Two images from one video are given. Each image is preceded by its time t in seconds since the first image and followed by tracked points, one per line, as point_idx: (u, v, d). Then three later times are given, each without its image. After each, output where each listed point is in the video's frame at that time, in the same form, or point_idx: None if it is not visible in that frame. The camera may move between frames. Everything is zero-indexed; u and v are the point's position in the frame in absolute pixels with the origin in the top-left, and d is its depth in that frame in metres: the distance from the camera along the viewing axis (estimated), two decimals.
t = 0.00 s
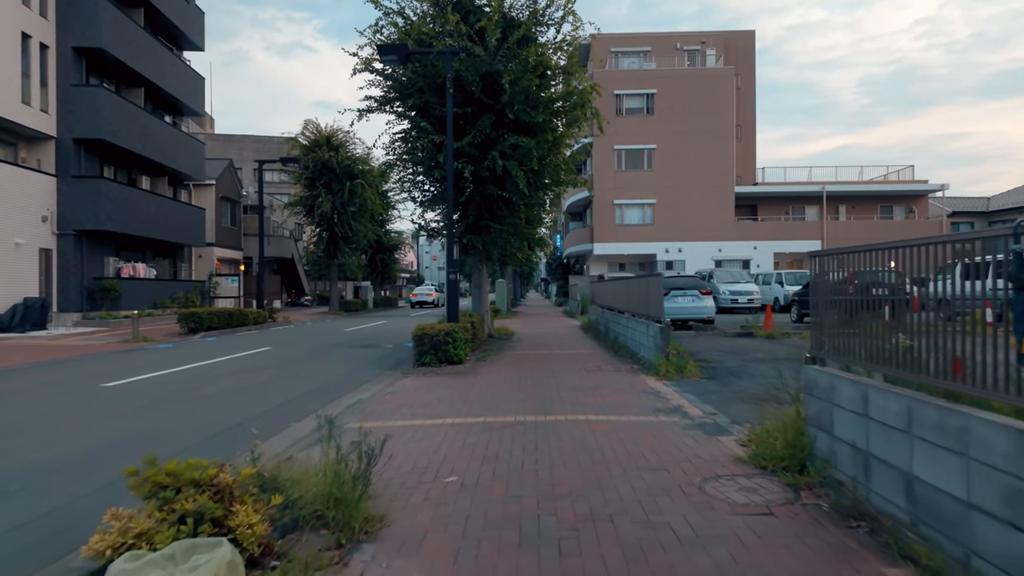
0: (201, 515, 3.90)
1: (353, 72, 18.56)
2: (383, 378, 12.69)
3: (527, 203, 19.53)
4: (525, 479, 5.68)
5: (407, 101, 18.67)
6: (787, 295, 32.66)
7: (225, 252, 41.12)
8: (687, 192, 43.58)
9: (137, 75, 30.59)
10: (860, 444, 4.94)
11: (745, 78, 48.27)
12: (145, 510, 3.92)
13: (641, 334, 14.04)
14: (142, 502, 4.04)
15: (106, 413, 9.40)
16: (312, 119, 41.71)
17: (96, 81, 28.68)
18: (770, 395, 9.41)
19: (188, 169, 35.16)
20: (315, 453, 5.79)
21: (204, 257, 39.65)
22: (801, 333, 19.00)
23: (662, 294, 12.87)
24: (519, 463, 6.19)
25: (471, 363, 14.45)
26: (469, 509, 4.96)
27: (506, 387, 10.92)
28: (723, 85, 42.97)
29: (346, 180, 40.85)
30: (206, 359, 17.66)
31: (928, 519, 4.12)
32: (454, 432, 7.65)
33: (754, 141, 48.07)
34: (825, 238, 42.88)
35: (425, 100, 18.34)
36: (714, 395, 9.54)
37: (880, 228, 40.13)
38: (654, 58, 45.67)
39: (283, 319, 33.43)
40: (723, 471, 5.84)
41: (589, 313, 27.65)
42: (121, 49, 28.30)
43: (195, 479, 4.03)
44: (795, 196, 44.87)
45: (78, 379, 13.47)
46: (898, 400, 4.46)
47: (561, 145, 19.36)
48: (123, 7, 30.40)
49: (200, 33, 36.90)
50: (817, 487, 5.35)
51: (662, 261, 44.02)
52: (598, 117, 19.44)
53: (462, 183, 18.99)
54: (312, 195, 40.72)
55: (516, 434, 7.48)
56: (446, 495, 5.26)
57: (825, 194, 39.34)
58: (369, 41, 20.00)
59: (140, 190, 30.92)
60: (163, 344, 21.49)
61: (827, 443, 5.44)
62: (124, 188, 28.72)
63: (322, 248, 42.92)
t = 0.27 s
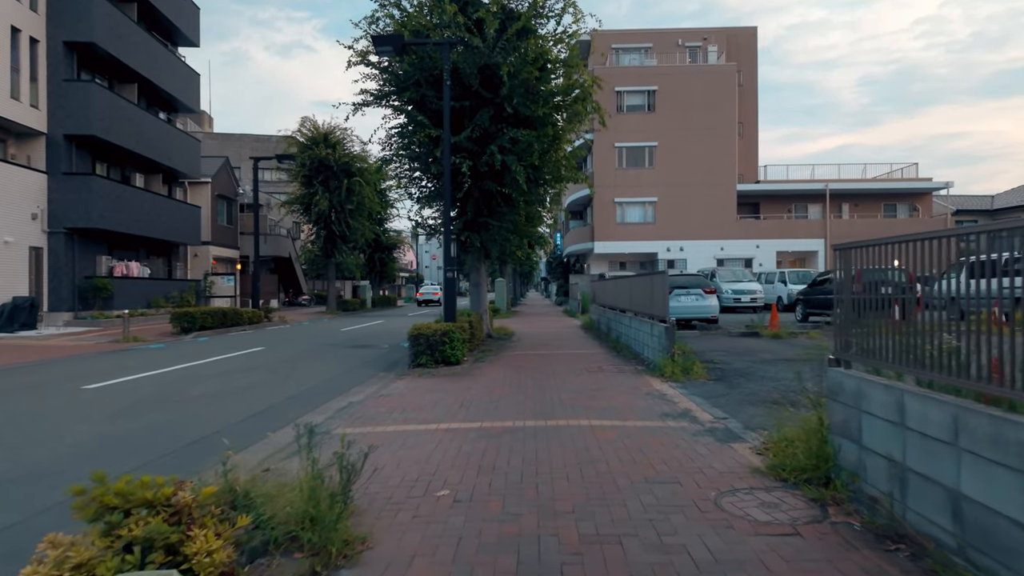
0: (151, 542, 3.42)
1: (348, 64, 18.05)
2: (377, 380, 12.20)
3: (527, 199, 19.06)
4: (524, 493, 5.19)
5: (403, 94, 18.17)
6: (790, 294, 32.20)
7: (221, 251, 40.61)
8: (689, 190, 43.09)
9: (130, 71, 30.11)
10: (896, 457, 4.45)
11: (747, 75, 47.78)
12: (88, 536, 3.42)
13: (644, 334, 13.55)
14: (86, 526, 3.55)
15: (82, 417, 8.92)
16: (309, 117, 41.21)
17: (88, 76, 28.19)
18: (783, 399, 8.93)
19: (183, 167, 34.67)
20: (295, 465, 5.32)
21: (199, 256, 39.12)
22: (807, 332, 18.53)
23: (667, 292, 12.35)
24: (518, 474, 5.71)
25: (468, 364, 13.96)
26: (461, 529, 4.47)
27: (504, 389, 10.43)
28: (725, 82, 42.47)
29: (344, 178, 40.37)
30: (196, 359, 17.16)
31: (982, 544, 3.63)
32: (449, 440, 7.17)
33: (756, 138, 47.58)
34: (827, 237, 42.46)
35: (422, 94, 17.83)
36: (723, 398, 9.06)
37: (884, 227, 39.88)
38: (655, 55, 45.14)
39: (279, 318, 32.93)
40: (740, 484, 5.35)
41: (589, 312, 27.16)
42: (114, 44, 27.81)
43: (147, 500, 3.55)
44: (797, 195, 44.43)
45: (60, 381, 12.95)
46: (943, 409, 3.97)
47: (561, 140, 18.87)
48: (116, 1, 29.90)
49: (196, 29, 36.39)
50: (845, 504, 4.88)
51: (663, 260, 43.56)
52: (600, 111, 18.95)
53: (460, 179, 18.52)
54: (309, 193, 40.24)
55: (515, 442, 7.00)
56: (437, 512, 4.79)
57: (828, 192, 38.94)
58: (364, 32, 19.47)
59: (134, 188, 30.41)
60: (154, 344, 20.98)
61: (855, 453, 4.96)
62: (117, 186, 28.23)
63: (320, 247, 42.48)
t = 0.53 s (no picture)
0: None
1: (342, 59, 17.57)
2: (370, 386, 11.73)
3: (525, 198, 18.60)
4: (519, 520, 4.74)
5: (398, 90, 17.71)
6: (793, 294, 31.73)
7: (217, 252, 40.12)
8: (690, 189, 42.63)
9: (122, 69, 29.64)
10: (933, 484, 3.99)
11: (749, 72, 47.27)
12: None
13: (648, 338, 13.04)
14: None
15: (54, 429, 8.44)
16: (306, 115, 40.70)
17: (79, 74, 27.72)
18: (794, 409, 8.48)
19: (177, 166, 34.18)
20: (270, 489, 4.84)
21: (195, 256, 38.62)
22: (814, 335, 18.07)
23: (672, 294, 11.82)
24: (513, 497, 5.25)
25: (465, 369, 13.48)
26: (449, 566, 4.01)
27: (501, 396, 9.96)
28: (726, 80, 41.99)
29: (341, 178, 39.90)
30: (186, 363, 16.68)
31: None
32: (441, 455, 6.70)
33: (758, 137, 47.09)
34: (830, 236, 42.02)
35: (417, 90, 17.36)
36: (732, 408, 8.62)
37: (886, 227, 39.77)
38: (655, 52, 44.65)
39: (275, 319, 32.44)
40: (757, 510, 4.88)
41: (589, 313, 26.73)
42: (105, 41, 27.35)
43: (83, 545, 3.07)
44: (800, 194, 43.98)
45: (40, 387, 12.46)
46: (991, 435, 3.52)
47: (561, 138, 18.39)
48: None
49: (190, 26, 35.88)
50: (875, 534, 4.41)
51: (664, 260, 43.12)
52: (600, 107, 18.45)
53: (457, 177, 18.03)
54: (305, 193, 39.75)
55: (511, 457, 6.52)
56: (423, 544, 4.32)
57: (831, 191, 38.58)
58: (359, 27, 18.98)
59: (126, 187, 29.92)
60: (143, 347, 20.50)
61: (884, 476, 4.50)
62: (108, 185, 27.75)
63: (317, 247, 42.04)
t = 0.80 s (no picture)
0: None
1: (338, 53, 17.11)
2: (363, 389, 11.26)
3: (526, 196, 18.13)
4: (520, 544, 4.28)
5: (395, 85, 17.25)
6: (798, 295, 31.28)
7: (213, 251, 39.63)
8: (692, 188, 42.16)
9: (116, 65, 29.19)
10: (988, 508, 3.53)
11: (751, 71, 46.81)
12: None
13: (653, 340, 12.60)
14: None
15: (27, 437, 7.98)
16: (303, 113, 40.23)
17: (72, 70, 27.27)
18: (811, 415, 8.04)
19: (173, 164, 33.73)
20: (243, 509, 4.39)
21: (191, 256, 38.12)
22: (822, 336, 17.60)
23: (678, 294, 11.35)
24: (513, 516, 4.80)
25: (464, 371, 13.01)
26: None
27: (501, 401, 9.51)
28: (729, 79, 41.54)
29: (339, 177, 39.43)
30: (176, 364, 16.21)
31: None
32: (435, 467, 6.24)
33: (761, 136, 46.66)
34: (834, 236, 41.57)
35: (415, 84, 16.90)
36: (745, 415, 8.20)
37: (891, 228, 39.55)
38: (657, 50, 44.17)
39: (271, 320, 31.95)
40: (783, 533, 4.42)
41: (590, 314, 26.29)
42: (98, 37, 26.92)
43: None
44: (803, 193, 43.55)
45: (20, 391, 11.98)
46: None
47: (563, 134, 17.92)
48: None
49: (186, 23, 35.42)
50: (918, 562, 3.95)
51: (666, 260, 42.65)
52: (603, 102, 17.97)
53: (456, 174, 17.54)
54: (303, 192, 39.27)
55: (510, 469, 6.06)
56: (412, 573, 3.86)
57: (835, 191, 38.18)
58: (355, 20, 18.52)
59: (120, 185, 29.48)
60: (135, 348, 20.02)
61: (927, 497, 4.04)
62: (99, 182, 27.29)
63: (315, 246, 41.57)
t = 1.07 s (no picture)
0: None
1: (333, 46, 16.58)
2: (358, 395, 10.75)
3: (527, 193, 17.59)
4: None
5: (393, 79, 16.71)
6: (802, 295, 30.77)
7: (210, 251, 39.08)
8: (694, 188, 41.65)
9: (110, 61, 28.68)
10: None
11: (754, 69, 46.30)
12: None
13: (660, 343, 12.08)
14: None
15: None
16: (301, 111, 39.73)
17: (64, 66, 26.75)
18: (832, 425, 7.55)
19: (168, 162, 33.21)
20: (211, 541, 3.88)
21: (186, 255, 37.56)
22: (831, 337, 17.09)
23: (686, 295, 10.82)
24: (516, 547, 4.30)
25: (462, 375, 12.51)
26: None
27: (502, 408, 9.01)
28: (732, 77, 41.03)
29: (336, 175, 38.90)
30: (165, 367, 15.69)
31: None
32: (431, 484, 5.73)
33: (764, 135, 46.15)
34: (838, 236, 41.07)
35: (413, 78, 16.37)
36: (762, 426, 7.72)
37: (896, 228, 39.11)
38: (659, 48, 43.65)
39: (267, 320, 31.39)
40: (822, 568, 3.92)
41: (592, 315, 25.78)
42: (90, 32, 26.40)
43: None
44: (806, 193, 43.07)
45: None
46: None
47: (565, 131, 17.37)
48: None
49: (182, 19, 34.89)
50: None
51: (668, 260, 42.13)
52: (606, 98, 17.47)
53: (454, 171, 16.98)
54: (300, 190, 38.74)
55: (512, 488, 5.55)
56: None
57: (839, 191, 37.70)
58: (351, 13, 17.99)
59: (113, 183, 28.94)
60: (124, 350, 19.48)
61: (992, 531, 3.53)
62: (90, 179, 26.75)
63: (312, 246, 41.04)
